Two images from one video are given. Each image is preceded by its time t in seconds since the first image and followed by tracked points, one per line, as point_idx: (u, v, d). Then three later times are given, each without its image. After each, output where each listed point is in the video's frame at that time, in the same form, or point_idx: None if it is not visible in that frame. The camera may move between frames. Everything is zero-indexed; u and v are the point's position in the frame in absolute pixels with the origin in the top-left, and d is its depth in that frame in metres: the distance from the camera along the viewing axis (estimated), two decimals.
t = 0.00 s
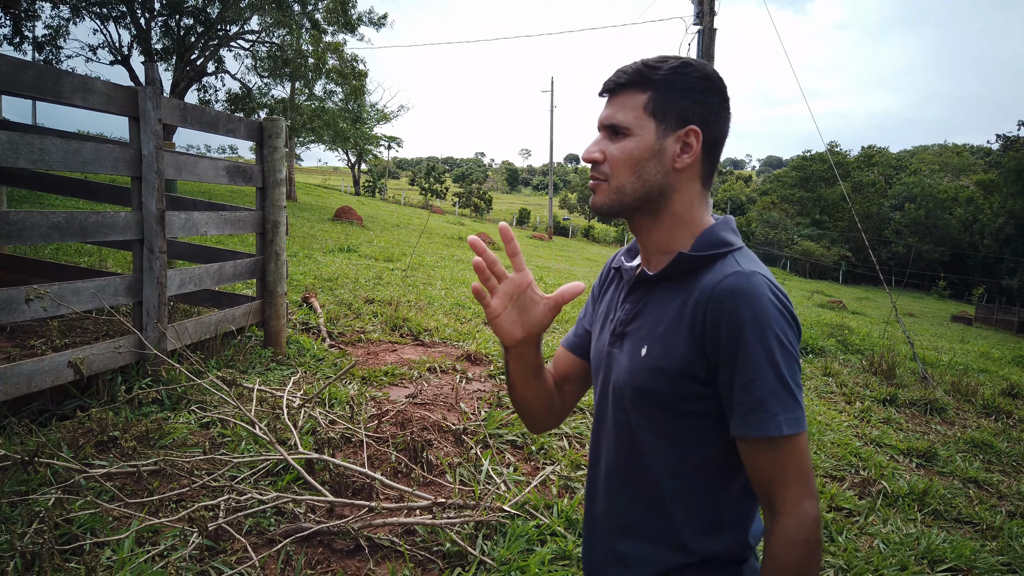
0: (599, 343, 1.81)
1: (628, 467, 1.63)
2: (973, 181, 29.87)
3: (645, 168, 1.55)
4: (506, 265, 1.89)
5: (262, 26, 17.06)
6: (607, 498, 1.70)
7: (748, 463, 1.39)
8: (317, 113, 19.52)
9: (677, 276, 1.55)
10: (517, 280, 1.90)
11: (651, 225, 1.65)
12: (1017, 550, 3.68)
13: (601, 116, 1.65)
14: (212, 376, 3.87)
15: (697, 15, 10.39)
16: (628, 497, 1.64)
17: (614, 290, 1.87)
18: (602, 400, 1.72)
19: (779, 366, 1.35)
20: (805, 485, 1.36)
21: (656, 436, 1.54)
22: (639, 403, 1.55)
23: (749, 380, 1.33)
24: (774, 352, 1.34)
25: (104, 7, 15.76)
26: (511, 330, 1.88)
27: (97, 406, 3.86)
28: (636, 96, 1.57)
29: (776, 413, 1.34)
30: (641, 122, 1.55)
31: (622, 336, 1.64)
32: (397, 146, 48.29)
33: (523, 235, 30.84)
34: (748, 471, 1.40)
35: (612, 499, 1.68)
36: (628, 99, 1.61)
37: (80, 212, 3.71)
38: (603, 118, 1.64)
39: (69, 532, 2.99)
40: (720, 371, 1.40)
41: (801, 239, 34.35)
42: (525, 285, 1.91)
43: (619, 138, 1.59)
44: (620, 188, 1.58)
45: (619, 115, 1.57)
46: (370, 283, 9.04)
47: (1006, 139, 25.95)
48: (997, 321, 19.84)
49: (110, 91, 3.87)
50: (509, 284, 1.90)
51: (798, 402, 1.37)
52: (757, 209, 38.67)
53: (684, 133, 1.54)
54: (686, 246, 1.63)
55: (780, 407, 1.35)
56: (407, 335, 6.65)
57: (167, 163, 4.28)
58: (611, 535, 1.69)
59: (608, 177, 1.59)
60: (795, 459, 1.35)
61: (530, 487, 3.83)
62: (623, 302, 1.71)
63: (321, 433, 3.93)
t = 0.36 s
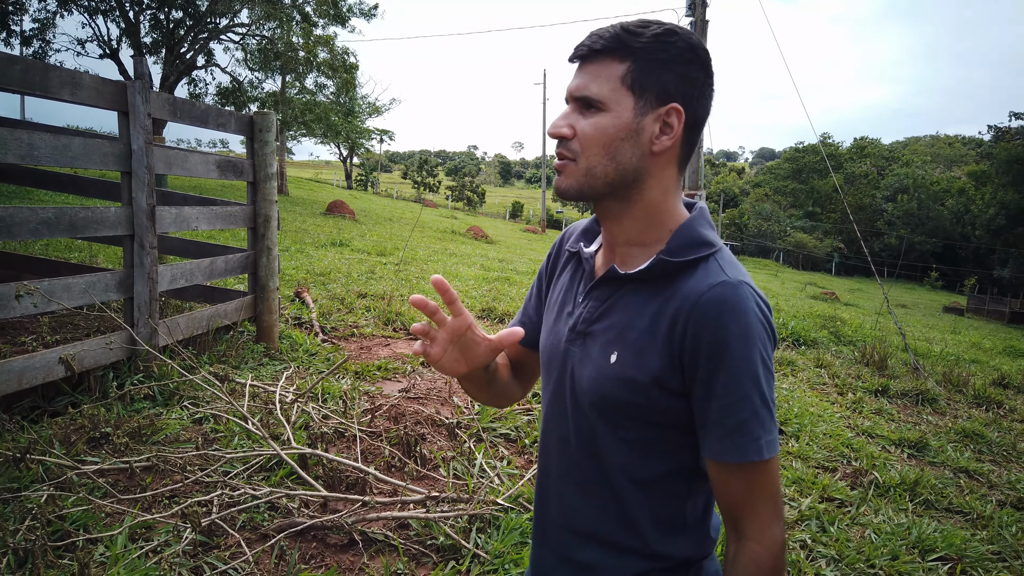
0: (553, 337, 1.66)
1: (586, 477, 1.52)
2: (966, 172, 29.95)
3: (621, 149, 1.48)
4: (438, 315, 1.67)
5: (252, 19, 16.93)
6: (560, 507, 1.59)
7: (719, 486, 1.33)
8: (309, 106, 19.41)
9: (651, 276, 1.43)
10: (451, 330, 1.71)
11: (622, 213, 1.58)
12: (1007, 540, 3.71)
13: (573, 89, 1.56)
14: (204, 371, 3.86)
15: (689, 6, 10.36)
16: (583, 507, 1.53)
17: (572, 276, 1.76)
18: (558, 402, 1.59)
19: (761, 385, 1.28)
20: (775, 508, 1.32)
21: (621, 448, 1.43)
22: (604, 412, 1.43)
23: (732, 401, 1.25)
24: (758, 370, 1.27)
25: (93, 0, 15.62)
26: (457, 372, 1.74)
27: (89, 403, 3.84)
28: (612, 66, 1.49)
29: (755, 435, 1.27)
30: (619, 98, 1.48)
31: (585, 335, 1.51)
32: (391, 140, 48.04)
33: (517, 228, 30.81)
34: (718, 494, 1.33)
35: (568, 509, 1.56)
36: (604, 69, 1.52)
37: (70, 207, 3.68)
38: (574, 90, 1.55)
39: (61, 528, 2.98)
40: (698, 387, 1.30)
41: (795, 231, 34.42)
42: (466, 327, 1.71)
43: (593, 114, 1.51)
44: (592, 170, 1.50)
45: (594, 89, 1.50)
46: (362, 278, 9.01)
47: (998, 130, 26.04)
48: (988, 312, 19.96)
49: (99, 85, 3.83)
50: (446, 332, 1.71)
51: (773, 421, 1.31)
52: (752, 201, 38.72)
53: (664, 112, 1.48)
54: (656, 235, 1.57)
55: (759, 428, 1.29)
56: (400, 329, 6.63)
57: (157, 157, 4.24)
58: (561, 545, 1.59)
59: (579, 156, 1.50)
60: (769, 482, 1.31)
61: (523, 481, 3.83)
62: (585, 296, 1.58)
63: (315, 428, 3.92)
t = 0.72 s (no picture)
0: (523, 338, 1.64)
1: (558, 482, 1.52)
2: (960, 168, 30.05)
3: (592, 146, 1.48)
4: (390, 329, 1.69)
5: (245, 18, 16.86)
6: (531, 512, 1.58)
7: (695, 492, 1.34)
8: (303, 105, 19.34)
9: (623, 279, 1.43)
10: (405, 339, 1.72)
11: (592, 210, 1.58)
12: (1000, 535, 3.73)
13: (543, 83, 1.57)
14: (199, 372, 3.86)
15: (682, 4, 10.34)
16: (556, 512, 1.53)
17: (541, 275, 1.75)
18: (528, 405, 1.57)
19: (735, 390, 1.30)
20: (751, 513, 1.34)
21: (593, 454, 1.43)
22: (576, 417, 1.42)
23: (706, 407, 1.27)
24: (731, 376, 1.28)
25: None
26: (423, 382, 1.75)
27: (83, 404, 3.83)
28: (582, 59, 1.50)
29: (730, 441, 1.29)
30: (589, 92, 1.49)
31: (556, 338, 1.50)
32: (386, 138, 47.92)
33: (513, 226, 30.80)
34: (694, 500, 1.35)
35: (539, 514, 1.56)
36: (574, 62, 1.53)
37: (63, 208, 3.67)
38: (543, 84, 1.56)
39: (57, 530, 2.98)
40: (672, 393, 1.31)
41: (790, 228, 34.48)
42: (420, 335, 1.73)
43: (563, 108, 1.51)
44: (562, 166, 1.50)
45: (565, 83, 1.50)
46: (357, 277, 8.99)
47: (991, 126, 26.13)
48: (981, 309, 20.06)
49: (92, 85, 3.81)
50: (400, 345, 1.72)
51: (747, 425, 1.33)
52: (747, 198, 38.76)
53: (635, 106, 1.49)
54: (626, 232, 1.58)
55: (734, 433, 1.30)
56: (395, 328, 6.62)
57: (150, 157, 4.23)
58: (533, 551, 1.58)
59: (550, 151, 1.50)
60: (744, 487, 1.32)
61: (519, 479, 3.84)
62: (555, 298, 1.57)
63: (310, 428, 3.92)
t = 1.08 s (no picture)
0: (499, 333, 1.63)
1: (543, 473, 1.52)
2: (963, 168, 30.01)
3: (603, 149, 1.54)
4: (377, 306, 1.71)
5: (248, 19, 16.90)
6: (514, 508, 1.56)
7: (685, 463, 1.42)
8: (305, 106, 19.37)
9: (614, 267, 1.50)
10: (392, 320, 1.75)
11: (590, 210, 1.61)
12: (1006, 536, 3.72)
13: (545, 83, 1.56)
14: (204, 372, 3.86)
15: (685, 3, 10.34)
16: (540, 504, 1.53)
17: (516, 274, 1.74)
18: (509, 399, 1.56)
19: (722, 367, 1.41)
20: (736, 483, 1.44)
21: (585, 440, 1.46)
22: (571, 403, 1.45)
23: (703, 383, 1.36)
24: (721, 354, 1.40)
25: None
26: (389, 370, 1.76)
27: (88, 404, 3.84)
28: (592, 64, 1.54)
29: (721, 414, 1.39)
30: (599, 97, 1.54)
31: (543, 328, 1.52)
32: (388, 139, 47.96)
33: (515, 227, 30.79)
34: (685, 472, 1.43)
35: (521, 509, 1.55)
36: (580, 66, 1.56)
37: (68, 209, 3.68)
38: (550, 87, 1.57)
39: (63, 531, 2.99)
40: (668, 372, 1.39)
41: (792, 228, 34.44)
42: (394, 323, 1.76)
43: (573, 112, 1.54)
44: (576, 169, 1.52)
45: (576, 83, 1.52)
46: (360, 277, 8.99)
47: (993, 125, 26.09)
48: (985, 309, 20.01)
49: (96, 86, 3.82)
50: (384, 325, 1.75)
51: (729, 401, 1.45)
52: (749, 199, 38.73)
53: (634, 111, 1.57)
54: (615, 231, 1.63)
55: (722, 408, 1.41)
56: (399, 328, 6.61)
57: (155, 158, 4.23)
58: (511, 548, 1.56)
59: (567, 154, 1.52)
60: (730, 459, 1.42)
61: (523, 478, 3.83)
62: (539, 290, 1.58)
63: (315, 428, 3.92)
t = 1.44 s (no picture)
0: (451, 331, 1.61)
1: (514, 463, 1.52)
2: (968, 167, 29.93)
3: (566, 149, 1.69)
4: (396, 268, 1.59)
5: (252, 19, 16.94)
6: (487, 497, 1.54)
7: (644, 421, 1.51)
8: (309, 106, 19.40)
9: (567, 250, 1.54)
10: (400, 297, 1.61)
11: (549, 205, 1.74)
12: (1011, 536, 3.71)
13: (517, 85, 1.65)
14: (208, 372, 3.87)
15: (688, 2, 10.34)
16: (513, 492, 1.53)
17: (464, 271, 1.71)
18: (472, 392, 1.54)
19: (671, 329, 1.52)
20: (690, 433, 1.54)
21: (554, 418, 1.49)
22: (538, 384, 1.47)
23: (658, 345, 1.45)
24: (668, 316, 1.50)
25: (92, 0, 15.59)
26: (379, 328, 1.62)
27: (93, 403, 3.86)
28: (559, 73, 1.69)
29: (675, 372, 1.49)
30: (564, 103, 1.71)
31: (504, 317, 1.52)
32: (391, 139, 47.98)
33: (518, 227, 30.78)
34: (645, 428, 1.51)
35: (494, 499, 1.54)
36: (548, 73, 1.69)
37: (73, 208, 3.69)
38: (526, 90, 1.66)
39: (68, 529, 3.00)
40: (627, 341, 1.46)
41: (796, 228, 34.39)
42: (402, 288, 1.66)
43: (547, 115, 1.67)
44: (555, 167, 1.66)
45: (548, 89, 1.65)
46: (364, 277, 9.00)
47: (997, 125, 26.02)
48: (989, 309, 19.93)
49: (101, 86, 3.83)
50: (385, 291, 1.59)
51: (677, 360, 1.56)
52: (752, 198, 38.67)
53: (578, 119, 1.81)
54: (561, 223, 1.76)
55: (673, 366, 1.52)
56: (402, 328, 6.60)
57: (159, 157, 4.24)
58: (487, 537, 1.55)
59: (546, 154, 1.63)
60: (683, 415, 1.52)
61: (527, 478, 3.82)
62: (493, 282, 1.59)
63: (319, 427, 3.93)
